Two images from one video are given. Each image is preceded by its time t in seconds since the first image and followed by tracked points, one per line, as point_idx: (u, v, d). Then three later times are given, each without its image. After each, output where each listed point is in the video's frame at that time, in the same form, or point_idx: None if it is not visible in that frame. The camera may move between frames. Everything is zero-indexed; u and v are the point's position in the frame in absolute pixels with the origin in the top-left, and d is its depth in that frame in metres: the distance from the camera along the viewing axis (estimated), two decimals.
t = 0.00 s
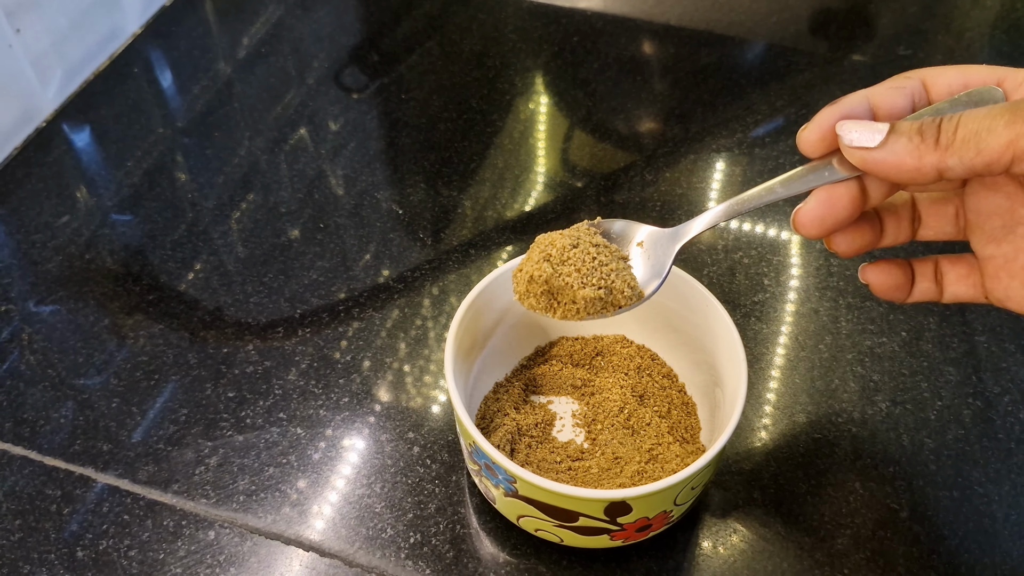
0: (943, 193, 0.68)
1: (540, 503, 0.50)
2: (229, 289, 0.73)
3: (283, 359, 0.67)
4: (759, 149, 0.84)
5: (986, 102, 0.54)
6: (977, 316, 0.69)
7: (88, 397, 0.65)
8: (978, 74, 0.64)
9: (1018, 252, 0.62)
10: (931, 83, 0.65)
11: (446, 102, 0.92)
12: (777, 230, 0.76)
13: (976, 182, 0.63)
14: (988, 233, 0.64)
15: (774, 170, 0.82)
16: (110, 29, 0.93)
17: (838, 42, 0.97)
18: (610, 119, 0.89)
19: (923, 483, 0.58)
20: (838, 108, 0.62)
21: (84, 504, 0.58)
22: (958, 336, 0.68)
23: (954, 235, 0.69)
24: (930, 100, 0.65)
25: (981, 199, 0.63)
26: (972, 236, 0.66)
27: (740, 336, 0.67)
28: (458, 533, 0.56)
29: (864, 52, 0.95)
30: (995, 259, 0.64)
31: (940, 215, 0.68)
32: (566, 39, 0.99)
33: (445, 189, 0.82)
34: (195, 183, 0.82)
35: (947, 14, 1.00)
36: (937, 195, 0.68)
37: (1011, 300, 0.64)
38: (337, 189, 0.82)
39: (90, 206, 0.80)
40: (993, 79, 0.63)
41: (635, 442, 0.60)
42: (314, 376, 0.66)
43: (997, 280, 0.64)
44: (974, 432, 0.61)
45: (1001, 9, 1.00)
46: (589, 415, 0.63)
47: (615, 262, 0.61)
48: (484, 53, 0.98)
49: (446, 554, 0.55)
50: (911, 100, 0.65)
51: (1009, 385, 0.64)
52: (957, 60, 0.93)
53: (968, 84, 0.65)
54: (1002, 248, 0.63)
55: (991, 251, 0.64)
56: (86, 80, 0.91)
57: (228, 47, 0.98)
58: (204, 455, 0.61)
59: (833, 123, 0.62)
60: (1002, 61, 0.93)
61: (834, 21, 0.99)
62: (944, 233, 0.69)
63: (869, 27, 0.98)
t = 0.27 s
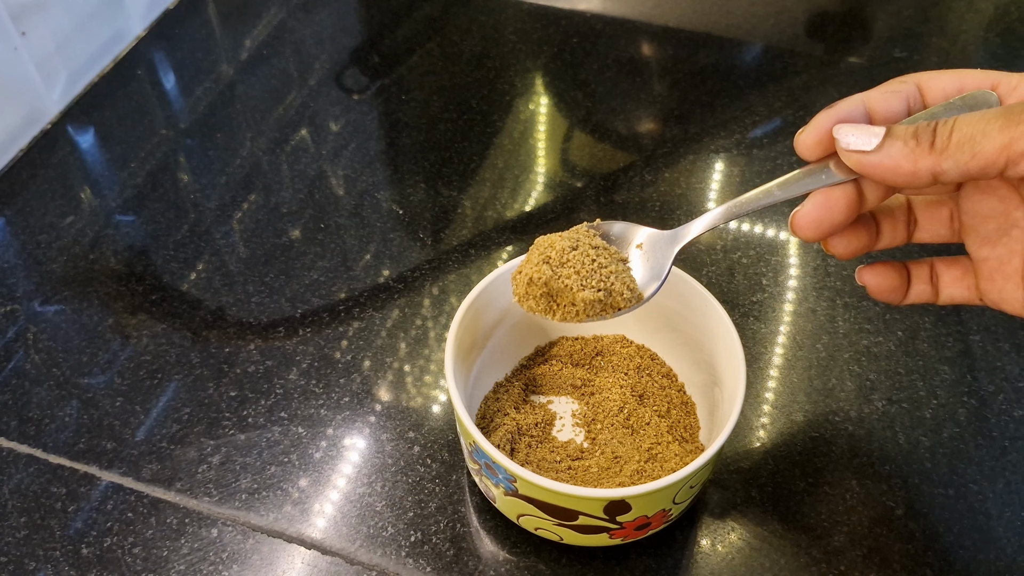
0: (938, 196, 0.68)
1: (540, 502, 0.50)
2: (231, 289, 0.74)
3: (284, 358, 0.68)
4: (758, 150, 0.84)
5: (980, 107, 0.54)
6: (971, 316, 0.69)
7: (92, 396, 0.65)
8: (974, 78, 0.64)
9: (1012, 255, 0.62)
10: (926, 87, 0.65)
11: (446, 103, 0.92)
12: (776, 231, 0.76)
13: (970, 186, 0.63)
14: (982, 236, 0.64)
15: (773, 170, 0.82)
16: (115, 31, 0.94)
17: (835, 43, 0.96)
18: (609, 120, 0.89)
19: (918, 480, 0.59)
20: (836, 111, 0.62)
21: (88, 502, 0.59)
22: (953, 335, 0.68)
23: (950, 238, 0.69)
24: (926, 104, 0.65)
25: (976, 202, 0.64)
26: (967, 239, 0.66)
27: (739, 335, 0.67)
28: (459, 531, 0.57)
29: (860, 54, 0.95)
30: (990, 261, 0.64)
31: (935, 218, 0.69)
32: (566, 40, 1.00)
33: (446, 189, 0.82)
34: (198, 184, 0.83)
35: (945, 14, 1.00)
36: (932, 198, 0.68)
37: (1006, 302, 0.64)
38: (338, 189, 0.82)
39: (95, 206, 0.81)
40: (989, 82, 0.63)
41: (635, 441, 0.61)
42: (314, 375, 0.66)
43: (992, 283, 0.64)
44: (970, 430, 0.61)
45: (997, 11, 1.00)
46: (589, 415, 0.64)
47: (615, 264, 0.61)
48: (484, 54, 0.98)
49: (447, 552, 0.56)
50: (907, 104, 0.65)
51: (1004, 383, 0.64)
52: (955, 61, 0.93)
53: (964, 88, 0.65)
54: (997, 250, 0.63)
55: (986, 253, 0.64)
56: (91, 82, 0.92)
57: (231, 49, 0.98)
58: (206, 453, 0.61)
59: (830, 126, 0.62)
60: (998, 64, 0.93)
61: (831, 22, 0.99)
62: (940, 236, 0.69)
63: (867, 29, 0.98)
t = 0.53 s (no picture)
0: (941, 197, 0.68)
1: (540, 502, 0.50)
2: (231, 289, 0.74)
3: (284, 358, 0.68)
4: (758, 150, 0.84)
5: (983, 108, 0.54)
6: (971, 315, 0.69)
7: (92, 396, 0.65)
8: (976, 79, 0.64)
9: (1015, 255, 0.62)
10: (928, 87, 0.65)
11: (446, 102, 0.92)
12: (776, 230, 0.76)
13: (972, 186, 0.63)
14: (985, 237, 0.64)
15: (773, 170, 0.82)
16: (115, 31, 0.94)
17: (835, 44, 0.96)
18: (609, 120, 0.89)
19: (918, 480, 0.58)
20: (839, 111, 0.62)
21: (88, 502, 0.59)
22: (953, 334, 0.68)
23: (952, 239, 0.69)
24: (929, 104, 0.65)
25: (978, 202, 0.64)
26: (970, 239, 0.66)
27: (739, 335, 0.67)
28: (459, 531, 0.57)
29: (860, 54, 0.95)
30: (993, 261, 0.64)
31: (938, 219, 0.69)
32: (566, 40, 1.00)
33: (446, 189, 0.82)
34: (198, 184, 0.83)
35: (945, 15, 1.00)
36: (935, 199, 0.68)
37: (1008, 301, 0.63)
38: (338, 189, 0.82)
39: (95, 206, 0.81)
40: (992, 83, 0.63)
41: (636, 441, 0.60)
42: (314, 375, 0.66)
43: (994, 283, 0.64)
44: (969, 430, 0.61)
45: (997, 11, 1.00)
46: (589, 415, 0.64)
47: (618, 264, 0.61)
48: (484, 54, 0.98)
49: (447, 552, 0.56)
50: (910, 104, 0.65)
51: (1003, 383, 0.64)
52: (954, 62, 0.93)
53: (966, 88, 0.65)
54: (999, 250, 0.63)
55: (988, 254, 0.64)
56: (91, 82, 0.92)
57: (230, 49, 0.98)
58: (206, 453, 0.61)
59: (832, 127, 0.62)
60: (997, 64, 0.93)
61: (830, 23, 0.99)
62: (943, 237, 0.69)
63: (867, 29, 0.98)
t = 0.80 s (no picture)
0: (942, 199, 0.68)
1: (541, 502, 0.50)
2: (231, 289, 0.74)
3: (285, 358, 0.68)
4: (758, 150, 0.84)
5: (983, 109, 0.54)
6: (972, 315, 0.69)
7: (92, 396, 0.65)
8: (976, 81, 0.64)
9: (1015, 256, 0.62)
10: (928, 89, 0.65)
11: (447, 102, 0.92)
12: (776, 230, 0.76)
13: (972, 188, 0.63)
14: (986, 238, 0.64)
15: (773, 170, 0.82)
16: (116, 31, 0.94)
17: (835, 43, 0.96)
18: (609, 120, 0.89)
19: (919, 480, 0.58)
20: (839, 113, 0.62)
21: (89, 502, 0.59)
22: (954, 334, 0.68)
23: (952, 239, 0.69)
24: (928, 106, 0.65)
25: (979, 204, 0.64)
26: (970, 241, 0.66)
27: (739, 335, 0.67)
28: (459, 531, 0.57)
29: (860, 54, 0.95)
30: (993, 263, 0.64)
31: (938, 220, 0.69)
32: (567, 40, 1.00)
33: (446, 189, 0.82)
34: (199, 184, 0.83)
35: (945, 14, 1.00)
36: (935, 201, 0.68)
37: (1008, 304, 0.63)
38: (338, 189, 0.82)
39: (95, 206, 0.81)
40: (992, 86, 0.63)
41: (636, 441, 0.60)
42: (315, 375, 0.66)
43: (994, 285, 0.64)
44: (970, 430, 0.61)
45: (997, 11, 1.00)
46: (589, 415, 0.64)
47: (618, 264, 0.61)
48: (484, 54, 0.98)
49: (447, 552, 0.56)
50: (910, 106, 0.65)
51: (1004, 383, 0.64)
52: (955, 61, 0.93)
53: (967, 90, 0.65)
54: (1000, 252, 0.63)
55: (989, 255, 0.64)
56: (91, 82, 0.92)
57: (231, 49, 0.98)
58: (207, 453, 0.61)
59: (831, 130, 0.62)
60: (997, 64, 0.93)
61: (831, 22, 0.99)
62: (943, 238, 0.70)
63: (867, 29, 0.98)
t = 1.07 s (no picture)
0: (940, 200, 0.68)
1: (541, 502, 0.50)
2: (232, 289, 0.74)
3: (285, 358, 0.68)
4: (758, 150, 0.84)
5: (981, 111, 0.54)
6: (973, 314, 0.69)
7: (93, 395, 0.65)
8: (975, 84, 0.64)
9: (1013, 258, 0.61)
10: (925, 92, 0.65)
11: (447, 102, 0.92)
12: (776, 230, 0.76)
13: (971, 190, 0.63)
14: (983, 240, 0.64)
15: (773, 170, 0.82)
16: (116, 31, 0.94)
17: (836, 43, 0.96)
18: (610, 120, 0.89)
19: (919, 480, 0.58)
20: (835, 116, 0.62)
21: (89, 502, 0.59)
22: (954, 335, 0.68)
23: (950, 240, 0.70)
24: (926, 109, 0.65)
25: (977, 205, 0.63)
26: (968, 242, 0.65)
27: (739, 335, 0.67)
28: (459, 531, 0.57)
29: (860, 54, 0.95)
30: (990, 265, 0.63)
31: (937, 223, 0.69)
32: (567, 40, 1.00)
33: (446, 189, 0.82)
34: (199, 184, 0.83)
35: (945, 14, 0.99)
36: (934, 203, 0.68)
37: (1005, 306, 0.63)
38: (338, 189, 0.82)
39: (96, 206, 0.81)
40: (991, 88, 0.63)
41: (636, 441, 0.60)
42: (315, 375, 0.66)
43: (991, 287, 0.63)
44: (970, 430, 0.61)
45: (997, 11, 1.00)
46: (589, 415, 0.64)
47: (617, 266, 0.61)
48: (484, 54, 0.98)
49: (447, 552, 0.56)
50: (908, 109, 0.65)
51: (1004, 383, 0.64)
52: (955, 61, 0.93)
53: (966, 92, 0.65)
54: (997, 254, 0.63)
55: (986, 258, 0.63)
56: (91, 82, 0.92)
57: (232, 49, 0.98)
58: (207, 453, 0.61)
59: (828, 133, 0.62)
60: (997, 63, 0.93)
61: (831, 22, 0.99)
62: (941, 239, 0.70)
63: (868, 29, 0.98)
